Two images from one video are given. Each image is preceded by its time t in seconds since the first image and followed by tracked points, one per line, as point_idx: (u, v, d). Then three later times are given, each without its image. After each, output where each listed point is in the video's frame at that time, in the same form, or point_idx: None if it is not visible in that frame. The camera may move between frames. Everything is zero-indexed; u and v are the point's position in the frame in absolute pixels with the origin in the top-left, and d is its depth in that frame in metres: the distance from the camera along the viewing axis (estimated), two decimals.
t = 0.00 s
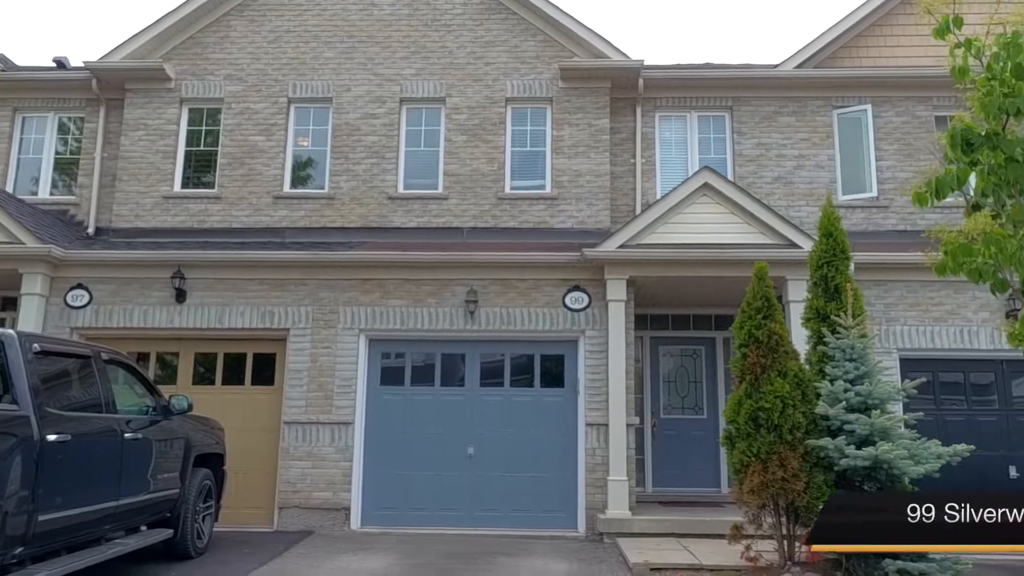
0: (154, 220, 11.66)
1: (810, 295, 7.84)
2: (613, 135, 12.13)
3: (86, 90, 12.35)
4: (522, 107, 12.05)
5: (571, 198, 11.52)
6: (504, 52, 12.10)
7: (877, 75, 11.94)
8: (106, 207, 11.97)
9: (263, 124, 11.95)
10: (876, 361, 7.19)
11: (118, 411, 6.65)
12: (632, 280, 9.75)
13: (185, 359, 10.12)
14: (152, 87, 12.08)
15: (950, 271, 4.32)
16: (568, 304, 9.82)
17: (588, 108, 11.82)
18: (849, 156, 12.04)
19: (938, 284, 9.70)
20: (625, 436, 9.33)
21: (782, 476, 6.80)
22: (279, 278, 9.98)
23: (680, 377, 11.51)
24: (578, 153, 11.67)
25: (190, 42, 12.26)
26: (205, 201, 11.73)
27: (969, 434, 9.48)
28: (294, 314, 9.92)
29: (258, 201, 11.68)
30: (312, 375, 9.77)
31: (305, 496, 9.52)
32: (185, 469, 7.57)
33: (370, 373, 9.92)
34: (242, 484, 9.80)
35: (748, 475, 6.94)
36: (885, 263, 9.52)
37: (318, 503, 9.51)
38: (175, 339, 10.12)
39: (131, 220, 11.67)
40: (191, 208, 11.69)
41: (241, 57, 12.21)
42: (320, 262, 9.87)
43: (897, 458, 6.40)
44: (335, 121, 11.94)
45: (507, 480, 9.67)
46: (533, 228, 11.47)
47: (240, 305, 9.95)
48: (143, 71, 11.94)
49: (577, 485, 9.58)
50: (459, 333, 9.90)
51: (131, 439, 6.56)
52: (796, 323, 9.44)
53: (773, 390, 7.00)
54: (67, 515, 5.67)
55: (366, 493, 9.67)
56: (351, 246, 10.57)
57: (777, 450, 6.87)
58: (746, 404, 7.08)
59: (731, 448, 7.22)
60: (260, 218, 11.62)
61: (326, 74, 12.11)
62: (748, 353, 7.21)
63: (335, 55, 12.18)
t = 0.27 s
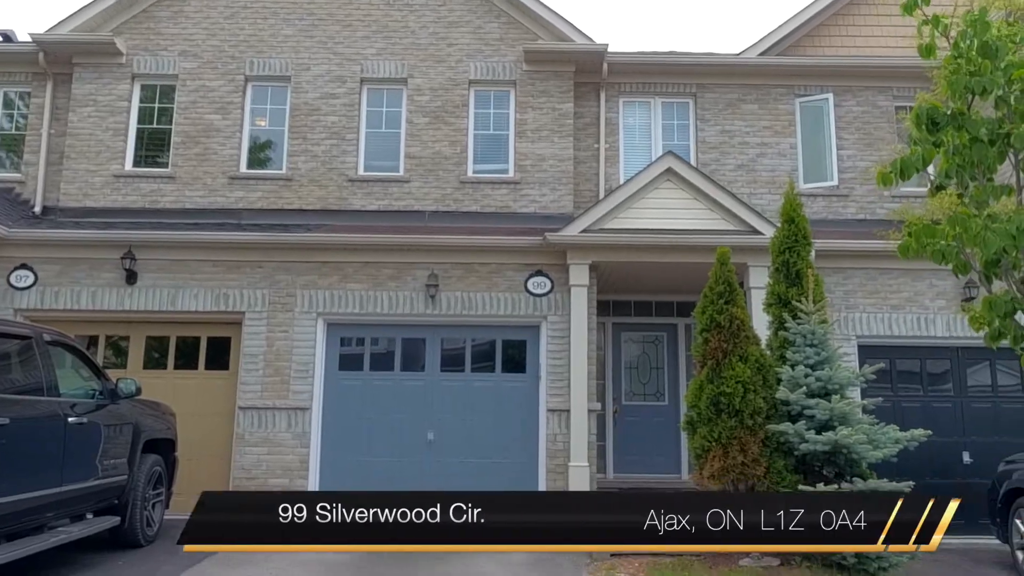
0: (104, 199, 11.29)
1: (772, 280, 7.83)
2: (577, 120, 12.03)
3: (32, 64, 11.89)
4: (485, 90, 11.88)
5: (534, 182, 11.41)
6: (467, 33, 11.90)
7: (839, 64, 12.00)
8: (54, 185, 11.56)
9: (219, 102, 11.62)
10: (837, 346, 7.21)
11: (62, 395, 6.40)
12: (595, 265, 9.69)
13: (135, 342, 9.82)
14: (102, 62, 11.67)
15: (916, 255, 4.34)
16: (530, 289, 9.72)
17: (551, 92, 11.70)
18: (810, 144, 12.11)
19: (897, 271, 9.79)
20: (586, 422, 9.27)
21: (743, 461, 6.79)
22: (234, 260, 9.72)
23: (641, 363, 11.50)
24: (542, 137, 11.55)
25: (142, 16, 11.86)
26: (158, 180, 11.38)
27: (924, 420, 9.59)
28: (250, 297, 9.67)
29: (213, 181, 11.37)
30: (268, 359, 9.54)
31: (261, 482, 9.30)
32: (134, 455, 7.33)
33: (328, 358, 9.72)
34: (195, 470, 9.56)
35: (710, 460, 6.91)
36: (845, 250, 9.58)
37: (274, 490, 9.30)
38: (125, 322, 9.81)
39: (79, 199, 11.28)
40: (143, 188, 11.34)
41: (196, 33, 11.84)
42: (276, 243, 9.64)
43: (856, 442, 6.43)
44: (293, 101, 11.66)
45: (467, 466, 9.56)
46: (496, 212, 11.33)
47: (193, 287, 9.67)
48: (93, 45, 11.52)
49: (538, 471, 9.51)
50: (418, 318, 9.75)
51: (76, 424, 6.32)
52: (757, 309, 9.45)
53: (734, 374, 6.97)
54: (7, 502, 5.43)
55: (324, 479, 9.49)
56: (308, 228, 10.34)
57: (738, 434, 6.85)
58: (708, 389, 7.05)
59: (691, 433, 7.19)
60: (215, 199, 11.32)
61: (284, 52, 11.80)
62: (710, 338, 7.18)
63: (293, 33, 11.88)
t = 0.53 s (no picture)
0: (70, 174, 10.96)
1: (754, 258, 7.71)
2: (557, 97, 11.82)
3: None
4: (464, 65, 11.63)
5: (513, 160, 11.20)
6: (445, 7, 11.64)
7: (822, 42, 11.86)
8: (18, 160, 11.21)
9: (189, 75, 11.28)
10: (819, 325, 7.10)
11: (21, 374, 6.16)
12: (574, 243, 9.53)
13: (102, 321, 9.55)
14: (67, 32, 11.29)
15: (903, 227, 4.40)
16: (508, 267, 9.54)
17: (531, 68, 11.48)
18: (791, 124, 11.99)
19: (878, 251, 9.71)
20: (565, 402, 9.13)
21: (723, 441, 6.67)
22: (204, 237, 9.46)
23: (621, 344, 11.38)
24: (521, 114, 11.34)
25: None
26: (126, 155, 11.05)
27: (904, 400, 9.54)
28: (221, 275, 9.42)
29: (183, 156, 11.06)
30: (240, 339, 9.31)
31: (233, 464, 9.10)
32: (99, 436, 7.11)
33: (302, 337, 9.51)
34: (164, 452, 9.33)
35: (690, 440, 6.80)
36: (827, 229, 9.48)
37: (247, 472, 9.10)
38: (91, 300, 9.53)
39: (44, 174, 10.94)
40: (110, 163, 11.01)
41: (165, 3, 11.48)
42: (247, 220, 9.39)
43: (838, 422, 6.34)
44: (266, 74, 11.35)
45: (445, 447, 9.40)
46: (474, 190, 11.12)
47: (162, 264, 9.41)
48: (57, 14, 11.14)
49: (516, 452, 9.38)
50: (394, 297, 9.55)
51: (35, 404, 6.09)
52: (738, 289, 9.34)
53: (716, 353, 6.85)
54: None
55: (298, 461, 9.31)
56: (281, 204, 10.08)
57: (720, 414, 6.73)
58: (688, 369, 6.92)
59: (672, 413, 7.06)
60: (185, 175, 11.02)
61: (257, 24, 11.48)
62: (691, 317, 7.04)
63: (266, 4, 11.55)
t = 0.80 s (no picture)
0: (45, 143, 10.64)
1: (746, 230, 7.52)
2: (546, 67, 11.56)
3: None
4: (450, 33, 11.33)
5: (501, 131, 10.96)
6: None
7: (816, 12, 11.62)
8: None
9: (166, 41, 10.94)
10: (812, 299, 6.95)
11: None
12: (563, 216, 9.33)
13: (78, 294, 9.28)
14: None
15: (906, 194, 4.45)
16: (495, 240, 9.34)
17: (519, 36, 11.20)
18: (784, 96, 11.78)
19: (871, 225, 9.56)
20: (553, 378, 8.97)
21: (715, 416, 6.51)
22: (182, 208, 9.20)
23: (610, 319, 11.21)
24: (509, 84, 11.07)
25: None
26: (102, 124, 10.73)
27: (895, 375, 9.44)
28: (200, 248, 9.17)
29: (161, 126, 10.75)
30: (220, 312, 9.07)
31: (214, 441, 8.90)
32: (73, 411, 6.90)
33: (283, 312, 9.28)
34: (143, 428, 9.11)
35: (680, 415, 6.64)
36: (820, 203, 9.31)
37: (228, 449, 8.91)
38: (65, 273, 9.26)
39: (17, 143, 10.61)
40: (85, 132, 10.69)
41: None
42: (227, 191, 9.13)
43: (832, 397, 6.21)
44: (246, 41, 11.03)
45: (430, 424, 9.24)
46: (460, 161, 10.87)
47: (139, 236, 9.14)
48: None
49: (502, 429, 9.24)
50: (379, 270, 9.32)
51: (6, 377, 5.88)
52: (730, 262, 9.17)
53: (707, 326, 6.67)
54: None
55: (280, 437, 9.12)
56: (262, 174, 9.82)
57: (711, 388, 6.57)
58: (679, 342, 6.74)
59: (662, 387, 6.89)
60: (163, 145, 10.71)
61: None
62: (682, 289, 6.85)
63: None
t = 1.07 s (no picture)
0: (20, 120, 10.30)
1: (744, 211, 7.30)
2: (537, 44, 11.28)
3: None
4: (439, 9, 11.02)
5: (491, 110, 10.68)
6: None
7: None
8: None
9: (146, 15, 10.59)
10: (811, 281, 6.75)
11: None
12: (555, 196, 9.08)
13: (54, 276, 8.98)
14: None
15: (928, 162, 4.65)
16: (485, 222, 9.09)
17: (510, 13, 10.91)
18: (780, 76, 11.54)
19: (869, 207, 9.36)
20: (543, 363, 8.75)
21: (711, 401, 6.31)
22: (162, 187, 8.90)
23: (603, 303, 11.00)
24: (499, 62, 10.78)
25: None
26: (79, 101, 10.39)
27: (892, 359, 9.26)
28: (180, 228, 8.88)
29: (140, 103, 10.42)
30: (201, 295, 8.80)
31: (195, 427, 8.65)
32: (46, 397, 6.64)
33: (267, 294, 9.03)
34: (122, 414, 8.85)
35: (676, 401, 6.44)
36: (818, 184, 9.10)
37: (209, 435, 8.66)
38: (41, 254, 8.96)
39: None
40: (62, 109, 10.36)
41: None
42: (208, 170, 8.83)
43: (833, 381, 6.02)
44: (229, 16, 10.69)
45: (418, 410, 9.02)
46: (449, 141, 10.60)
47: (117, 216, 8.84)
48: None
49: (492, 415, 9.03)
50: (365, 252, 9.06)
51: None
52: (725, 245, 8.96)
53: (704, 308, 6.46)
54: None
55: (264, 423, 8.88)
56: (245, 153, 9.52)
57: (707, 372, 6.36)
58: (675, 325, 6.53)
59: (657, 372, 6.68)
60: (143, 122, 10.39)
61: None
62: (678, 271, 6.64)
63: None
